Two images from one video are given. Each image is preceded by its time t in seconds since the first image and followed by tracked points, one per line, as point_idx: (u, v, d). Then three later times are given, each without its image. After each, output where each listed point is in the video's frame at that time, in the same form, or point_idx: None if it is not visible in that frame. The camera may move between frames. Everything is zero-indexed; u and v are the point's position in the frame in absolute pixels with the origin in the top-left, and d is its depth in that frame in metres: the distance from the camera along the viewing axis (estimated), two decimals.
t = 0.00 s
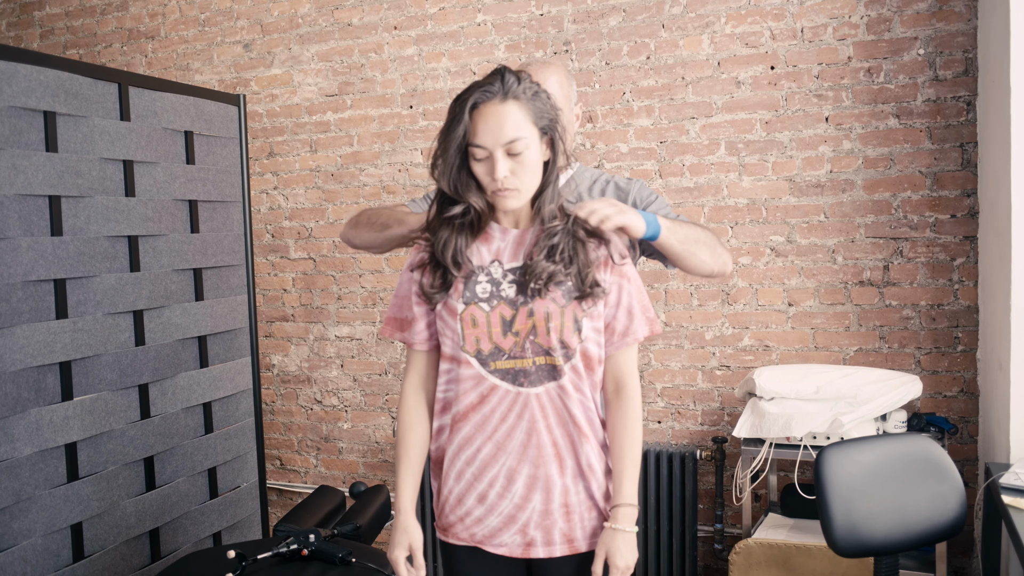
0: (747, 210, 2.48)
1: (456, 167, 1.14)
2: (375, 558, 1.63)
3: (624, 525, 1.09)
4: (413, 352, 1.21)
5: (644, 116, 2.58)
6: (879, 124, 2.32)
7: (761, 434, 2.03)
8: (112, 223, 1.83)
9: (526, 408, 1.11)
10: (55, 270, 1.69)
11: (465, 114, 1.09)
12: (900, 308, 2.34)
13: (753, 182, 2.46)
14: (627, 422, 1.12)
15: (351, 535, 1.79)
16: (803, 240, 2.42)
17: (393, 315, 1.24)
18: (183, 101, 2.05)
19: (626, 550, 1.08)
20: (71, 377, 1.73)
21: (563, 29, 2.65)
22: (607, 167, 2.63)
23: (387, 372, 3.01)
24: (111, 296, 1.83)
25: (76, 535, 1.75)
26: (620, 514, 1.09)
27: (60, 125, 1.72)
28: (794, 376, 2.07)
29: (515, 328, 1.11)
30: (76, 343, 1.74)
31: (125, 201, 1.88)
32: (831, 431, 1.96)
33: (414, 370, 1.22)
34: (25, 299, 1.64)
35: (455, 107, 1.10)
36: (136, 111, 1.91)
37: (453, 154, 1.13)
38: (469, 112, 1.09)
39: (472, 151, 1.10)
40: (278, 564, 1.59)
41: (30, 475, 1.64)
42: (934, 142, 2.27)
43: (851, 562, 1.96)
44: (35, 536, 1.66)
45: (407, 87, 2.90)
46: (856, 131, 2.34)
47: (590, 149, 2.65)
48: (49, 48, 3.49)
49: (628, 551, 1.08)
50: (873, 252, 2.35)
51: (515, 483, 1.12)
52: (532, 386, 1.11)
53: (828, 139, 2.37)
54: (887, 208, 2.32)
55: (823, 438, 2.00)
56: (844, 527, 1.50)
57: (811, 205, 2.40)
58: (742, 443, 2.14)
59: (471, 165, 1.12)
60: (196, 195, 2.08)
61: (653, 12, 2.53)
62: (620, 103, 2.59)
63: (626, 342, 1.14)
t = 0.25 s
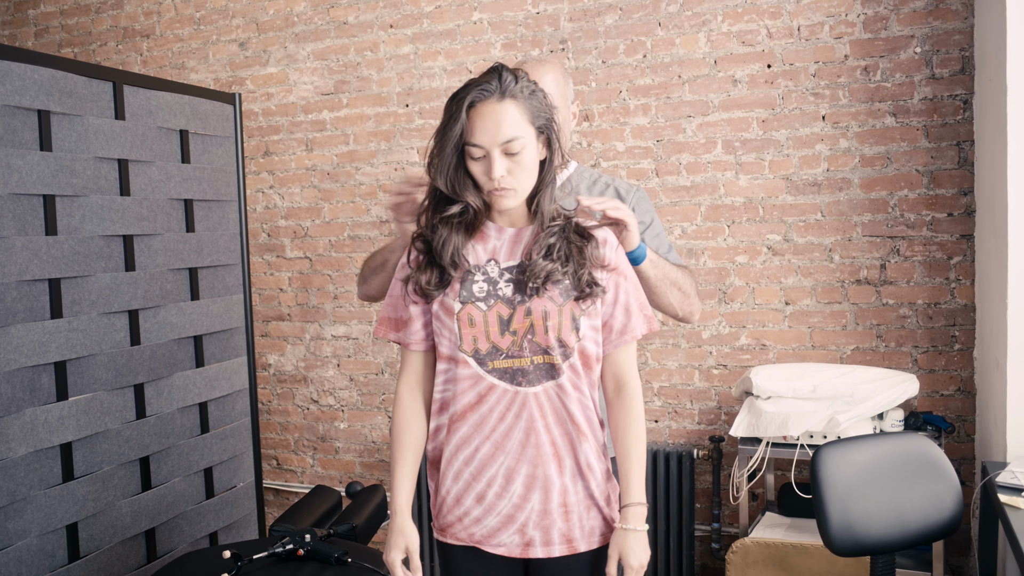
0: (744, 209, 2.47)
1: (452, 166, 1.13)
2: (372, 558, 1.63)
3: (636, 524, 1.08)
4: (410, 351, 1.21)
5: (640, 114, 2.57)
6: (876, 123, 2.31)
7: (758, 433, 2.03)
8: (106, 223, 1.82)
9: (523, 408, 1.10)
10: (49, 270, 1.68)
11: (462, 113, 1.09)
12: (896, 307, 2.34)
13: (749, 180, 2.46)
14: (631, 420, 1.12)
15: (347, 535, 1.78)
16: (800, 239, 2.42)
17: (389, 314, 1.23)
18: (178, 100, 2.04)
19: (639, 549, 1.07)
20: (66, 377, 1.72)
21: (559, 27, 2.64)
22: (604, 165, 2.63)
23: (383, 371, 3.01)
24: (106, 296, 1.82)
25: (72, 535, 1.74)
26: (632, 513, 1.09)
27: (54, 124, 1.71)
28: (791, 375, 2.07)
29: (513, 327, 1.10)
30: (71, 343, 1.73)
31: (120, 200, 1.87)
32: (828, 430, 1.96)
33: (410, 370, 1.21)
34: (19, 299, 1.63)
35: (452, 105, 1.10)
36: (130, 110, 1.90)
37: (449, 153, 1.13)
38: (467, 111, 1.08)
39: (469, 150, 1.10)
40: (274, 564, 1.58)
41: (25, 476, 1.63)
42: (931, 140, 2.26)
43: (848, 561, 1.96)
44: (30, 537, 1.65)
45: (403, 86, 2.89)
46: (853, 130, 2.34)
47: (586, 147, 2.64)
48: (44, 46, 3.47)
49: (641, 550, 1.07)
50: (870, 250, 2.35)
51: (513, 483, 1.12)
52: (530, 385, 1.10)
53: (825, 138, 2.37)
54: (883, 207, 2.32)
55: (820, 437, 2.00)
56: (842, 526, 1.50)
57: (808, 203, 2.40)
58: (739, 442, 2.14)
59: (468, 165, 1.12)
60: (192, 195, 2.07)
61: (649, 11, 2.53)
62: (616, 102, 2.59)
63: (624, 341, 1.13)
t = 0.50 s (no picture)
0: (742, 208, 2.47)
1: (449, 164, 1.13)
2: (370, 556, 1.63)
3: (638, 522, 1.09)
4: (407, 352, 1.21)
5: (638, 114, 2.57)
6: (874, 122, 2.31)
7: (755, 432, 2.03)
8: (104, 222, 1.82)
9: (521, 409, 1.10)
10: (47, 270, 1.68)
11: (461, 112, 1.09)
12: (894, 306, 2.34)
13: (747, 180, 2.46)
14: (632, 420, 1.12)
15: (345, 535, 1.78)
16: (798, 239, 2.42)
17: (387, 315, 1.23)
18: (176, 100, 2.04)
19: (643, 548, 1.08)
20: (64, 377, 1.72)
21: (557, 27, 2.64)
22: (602, 165, 2.63)
23: (382, 371, 3.01)
24: (104, 296, 1.82)
25: (69, 535, 1.74)
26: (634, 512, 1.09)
27: (52, 124, 1.71)
28: (789, 374, 2.07)
29: (510, 328, 1.10)
30: (69, 342, 1.73)
31: (118, 200, 1.87)
32: (825, 430, 1.96)
33: (408, 371, 1.21)
34: (17, 299, 1.63)
35: (450, 104, 1.10)
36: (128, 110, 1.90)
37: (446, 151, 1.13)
38: (465, 110, 1.08)
39: (466, 149, 1.09)
40: (272, 564, 1.58)
41: (22, 476, 1.63)
42: (929, 140, 2.27)
43: (846, 560, 1.96)
44: (28, 536, 1.65)
45: (401, 86, 2.89)
46: (850, 129, 2.34)
47: (584, 147, 2.64)
48: (42, 46, 3.47)
49: (647, 549, 1.08)
50: (868, 250, 2.35)
51: (509, 484, 1.12)
52: (527, 385, 1.10)
53: (823, 137, 2.37)
54: (881, 206, 2.32)
55: (818, 436, 2.00)
56: (838, 526, 1.50)
57: (806, 203, 2.40)
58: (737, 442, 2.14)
59: (465, 163, 1.11)
60: (190, 194, 2.07)
61: (647, 10, 2.53)
62: (614, 102, 2.59)
63: (622, 340, 1.13)
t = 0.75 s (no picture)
0: (741, 207, 2.47)
1: (448, 161, 1.13)
2: (368, 557, 1.63)
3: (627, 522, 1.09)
4: (407, 350, 1.21)
5: (638, 113, 2.57)
6: (873, 121, 2.31)
7: (754, 431, 2.03)
8: (104, 221, 1.82)
9: (519, 408, 1.10)
10: (47, 269, 1.69)
11: (461, 108, 1.09)
12: (893, 305, 2.34)
13: (746, 179, 2.46)
14: (625, 421, 1.12)
15: (344, 533, 1.79)
16: (797, 238, 2.42)
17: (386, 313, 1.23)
18: (176, 99, 2.04)
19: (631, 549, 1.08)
20: (63, 375, 1.72)
21: (557, 26, 2.64)
22: (601, 164, 2.63)
23: (381, 370, 3.01)
24: (104, 294, 1.82)
25: (69, 534, 1.74)
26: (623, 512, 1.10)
27: (51, 123, 1.71)
28: (788, 373, 2.07)
29: (509, 327, 1.10)
30: (68, 341, 1.74)
31: (118, 199, 1.87)
32: (824, 428, 1.96)
33: (407, 369, 1.21)
34: (17, 297, 1.63)
35: (450, 101, 1.10)
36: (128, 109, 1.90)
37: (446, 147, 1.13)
38: (465, 105, 1.09)
39: (466, 145, 1.10)
40: (271, 562, 1.58)
41: (22, 474, 1.64)
42: (928, 139, 2.27)
43: (844, 559, 1.96)
44: (27, 535, 1.65)
45: (401, 85, 2.89)
46: (850, 128, 2.34)
47: (584, 146, 2.64)
48: (42, 45, 3.47)
49: (635, 549, 1.08)
50: (867, 249, 2.35)
51: (508, 483, 1.12)
52: (525, 384, 1.10)
53: (822, 136, 2.37)
54: (880, 206, 2.32)
55: (817, 435, 2.00)
56: (836, 525, 1.50)
57: (805, 202, 2.40)
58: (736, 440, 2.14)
59: (465, 160, 1.12)
60: (189, 193, 2.07)
61: (646, 9, 2.53)
62: (614, 101, 2.59)
63: (620, 341, 1.13)
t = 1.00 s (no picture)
0: (745, 204, 2.47)
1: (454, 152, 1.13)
2: (370, 551, 1.63)
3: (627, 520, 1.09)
4: (409, 344, 1.21)
5: (642, 109, 2.57)
6: (877, 118, 2.31)
7: (757, 427, 2.03)
8: (108, 217, 1.83)
9: (522, 402, 1.11)
10: (52, 265, 1.69)
11: (466, 98, 1.09)
12: (897, 303, 2.33)
13: (751, 176, 2.46)
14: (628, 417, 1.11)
15: (348, 528, 1.79)
16: (801, 235, 2.42)
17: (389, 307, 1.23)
18: (180, 95, 2.04)
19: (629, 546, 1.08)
20: (68, 370, 1.73)
21: (561, 22, 2.64)
22: (605, 161, 2.62)
23: (385, 366, 3.01)
24: (109, 290, 1.83)
25: (74, 528, 1.75)
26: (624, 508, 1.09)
27: (56, 119, 1.72)
28: (791, 370, 2.07)
29: (511, 322, 1.11)
30: (73, 336, 1.74)
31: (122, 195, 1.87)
32: (827, 425, 1.96)
33: (409, 363, 1.21)
34: (22, 293, 1.64)
35: (456, 92, 1.11)
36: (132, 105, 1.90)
37: (451, 139, 1.13)
38: (470, 96, 1.09)
39: (471, 136, 1.10)
40: (274, 556, 1.59)
41: (27, 468, 1.65)
42: (933, 136, 2.26)
43: (847, 555, 1.96)
44: (33, 529, 1.66)
45: (405, 81, 2.89)
46: (854, 125, 2.33)
47: (588, 142, 2.64)
48: (47, 41, 3.48)
49: (631, 546, 1.08)
50: (871, 246, 2.35)
51: (510, 477, 1.12)
52: (527, 379, 1.11)
53: (826, 133, 2.36)
54: (885, 202, 2.32)
55: (819, 432, 2.00)
56: (838, 521, 1.50)
57: (809, 198, 2.40)
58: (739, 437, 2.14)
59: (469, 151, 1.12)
60: (194, 189, 2.08)
61: (650, 6, 2.52)
62: (618, 97, 2.59)
63: (622, 336, 1.12)
